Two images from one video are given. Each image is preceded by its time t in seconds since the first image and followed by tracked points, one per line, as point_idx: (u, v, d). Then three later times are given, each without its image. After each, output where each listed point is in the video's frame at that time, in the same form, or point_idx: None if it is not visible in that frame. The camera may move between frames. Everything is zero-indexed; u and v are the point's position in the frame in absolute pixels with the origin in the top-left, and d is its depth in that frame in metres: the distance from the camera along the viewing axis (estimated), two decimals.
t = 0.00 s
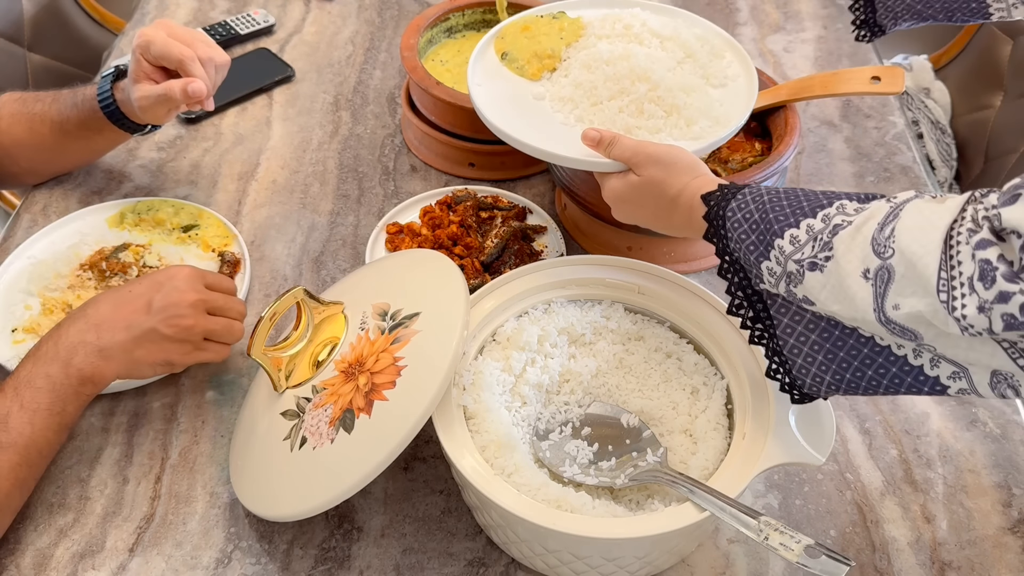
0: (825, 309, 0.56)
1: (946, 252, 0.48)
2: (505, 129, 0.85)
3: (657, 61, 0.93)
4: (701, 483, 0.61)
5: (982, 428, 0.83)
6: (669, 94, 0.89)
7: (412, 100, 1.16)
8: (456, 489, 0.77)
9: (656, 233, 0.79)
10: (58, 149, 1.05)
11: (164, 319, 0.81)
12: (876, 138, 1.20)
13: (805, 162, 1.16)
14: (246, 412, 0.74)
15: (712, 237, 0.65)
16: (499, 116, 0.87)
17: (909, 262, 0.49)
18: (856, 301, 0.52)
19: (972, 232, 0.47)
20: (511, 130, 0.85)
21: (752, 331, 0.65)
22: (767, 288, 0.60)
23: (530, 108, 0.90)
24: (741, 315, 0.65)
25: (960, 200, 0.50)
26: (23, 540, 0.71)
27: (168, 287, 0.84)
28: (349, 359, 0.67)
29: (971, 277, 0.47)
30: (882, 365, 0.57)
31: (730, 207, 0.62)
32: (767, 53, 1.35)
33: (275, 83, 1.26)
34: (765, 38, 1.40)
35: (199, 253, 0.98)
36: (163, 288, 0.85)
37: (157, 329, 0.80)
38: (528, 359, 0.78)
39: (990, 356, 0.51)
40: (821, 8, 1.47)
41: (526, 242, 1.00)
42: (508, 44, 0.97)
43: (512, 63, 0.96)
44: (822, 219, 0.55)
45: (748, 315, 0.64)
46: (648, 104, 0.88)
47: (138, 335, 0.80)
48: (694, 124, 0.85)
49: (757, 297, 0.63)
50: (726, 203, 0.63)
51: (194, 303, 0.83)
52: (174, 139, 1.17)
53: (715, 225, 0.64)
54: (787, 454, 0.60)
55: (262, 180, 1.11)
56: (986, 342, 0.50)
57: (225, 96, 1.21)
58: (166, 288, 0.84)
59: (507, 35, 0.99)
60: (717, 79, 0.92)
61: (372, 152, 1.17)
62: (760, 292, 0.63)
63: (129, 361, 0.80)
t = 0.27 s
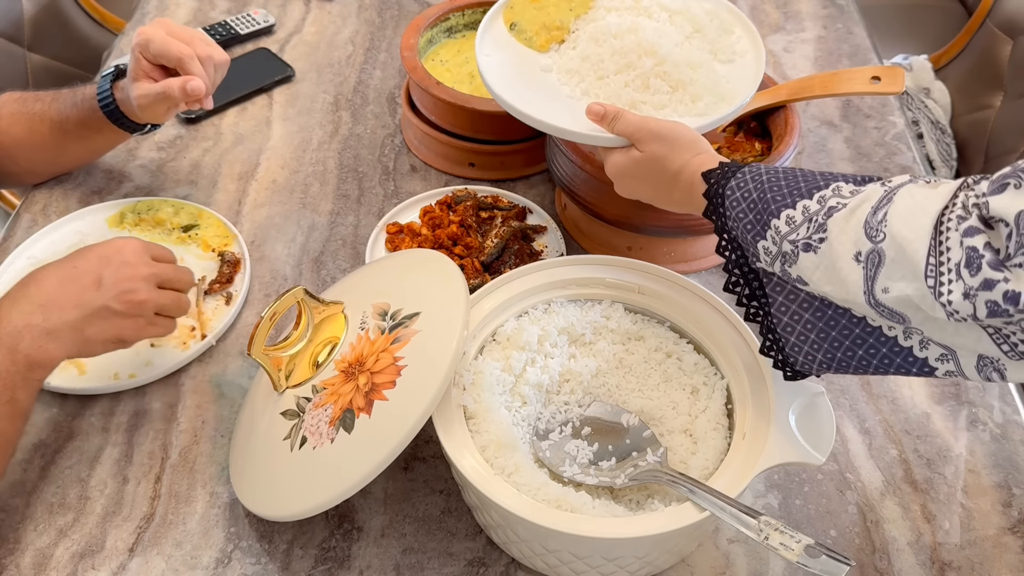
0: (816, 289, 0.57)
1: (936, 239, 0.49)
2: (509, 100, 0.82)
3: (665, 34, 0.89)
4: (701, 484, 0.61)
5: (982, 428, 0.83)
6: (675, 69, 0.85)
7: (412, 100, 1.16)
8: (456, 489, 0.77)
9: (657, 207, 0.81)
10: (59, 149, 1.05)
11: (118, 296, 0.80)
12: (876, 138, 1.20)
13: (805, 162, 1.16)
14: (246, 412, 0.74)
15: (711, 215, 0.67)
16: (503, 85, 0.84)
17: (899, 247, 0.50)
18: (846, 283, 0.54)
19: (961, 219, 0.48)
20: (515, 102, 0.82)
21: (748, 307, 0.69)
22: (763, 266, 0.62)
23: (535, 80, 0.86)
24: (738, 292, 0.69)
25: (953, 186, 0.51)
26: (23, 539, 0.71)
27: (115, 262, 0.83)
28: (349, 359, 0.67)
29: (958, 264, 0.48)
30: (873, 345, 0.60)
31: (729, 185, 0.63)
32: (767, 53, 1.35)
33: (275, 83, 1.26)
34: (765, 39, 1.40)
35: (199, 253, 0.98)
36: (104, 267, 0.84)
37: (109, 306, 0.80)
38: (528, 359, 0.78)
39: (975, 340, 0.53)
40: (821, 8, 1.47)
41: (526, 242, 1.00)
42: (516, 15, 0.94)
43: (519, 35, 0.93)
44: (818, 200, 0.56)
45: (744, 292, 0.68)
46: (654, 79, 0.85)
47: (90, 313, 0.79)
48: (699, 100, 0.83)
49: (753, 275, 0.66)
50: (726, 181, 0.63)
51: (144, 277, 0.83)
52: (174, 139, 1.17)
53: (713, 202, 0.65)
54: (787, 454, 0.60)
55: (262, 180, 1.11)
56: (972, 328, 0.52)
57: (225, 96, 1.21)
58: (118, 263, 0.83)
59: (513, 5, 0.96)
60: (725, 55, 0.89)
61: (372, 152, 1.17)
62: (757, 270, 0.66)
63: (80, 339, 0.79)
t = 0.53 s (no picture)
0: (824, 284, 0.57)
1: (947, 236, 0.49)
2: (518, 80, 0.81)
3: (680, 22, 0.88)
4: (701, 484, 0.61)
5: (982, 428, 0.83)
6: (688, 57, 0.83)
7: (412, 100, 1.16)
8: (456, 489, 0.77)
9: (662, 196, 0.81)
10: (58, 149, 1.05)
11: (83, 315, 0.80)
12: (876, 138, 1.20)
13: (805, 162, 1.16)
14: (246, 412, 0.74)
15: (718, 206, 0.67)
16: (513, 66, 0.83)
17: (909, 243, 0.50)
18: (854, 279, 0.54)
19: (972, 217, 0.48)
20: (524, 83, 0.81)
21: (751, 300, 0.70)
22: (769, 259, 0.62)
23: (546, 63, 0.86)
24: (743, 285, 0.69)
25: (964, 183, 0.51)
26: (23, 539, 0.71)
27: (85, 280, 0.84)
28: (349, 359, 0.67)
29: (968, 262, 0.47)
30: (877, 341, 0.60)
31: (738, 176, 0.64)
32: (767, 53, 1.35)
33: (275, 83, 1.26)
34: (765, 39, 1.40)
35: (199, 252, 0.98)
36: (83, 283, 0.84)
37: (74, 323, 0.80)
38: (528, 359, 0.78)
39: (983, 339, 0.52)
40: (821, 9, 1.47)
41: (526, 242, 1.00)
42: None
43: (532, 18, 0.92)
44: (828, 193, 0.56)
45: (749, 285, 0.69)
46: (665, 67, 0.84)
47: (50, 329, 0.79)
48: (710, 90, 0.82)
49: (759, 268, 0.67)
50: (734, 172, 0.64)
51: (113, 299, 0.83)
52: (174, 139, 1.17)
53: (722, 192, 0.66)
54: (787, 454, 0.60)
55: (262, 180, 1.11)
56: (982, 327, 0.52)
57: (225, 96, 1.21)
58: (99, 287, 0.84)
59: None
60: (738, 48, 0.87)
61: (372, 152, 1.17)
62: (762, 264, 0.66)
63: (41, 354, 0.79)
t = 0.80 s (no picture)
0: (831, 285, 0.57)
1: (958, 238, 0.48)
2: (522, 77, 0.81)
3: (686, 22, 0.88)
4: (702, 484, 0.61)
5: (982, 427, 0.83)
6: (693, 58, 0.84)
7: (412, 100, 1.16)
8: (456, 489, 0.77)
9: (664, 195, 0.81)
10: (58, 150, 1.05)
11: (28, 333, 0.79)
12: (876, 138, 1.20)
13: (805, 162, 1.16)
14: (246, 412, 0.74)
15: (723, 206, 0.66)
16: (517, 63, 0.83)
17: (919, 246, 0.50)
18: (862, 281, 0.54)
19: (984, 220, 0.47)
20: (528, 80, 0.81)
21: (755, 301, 0.69)
22: (774, 260, 0.62)
23: (551, 61, 0.86)
24: (747, 286, 0.68)
25: (975, 185, 0.50)
26: (23, 539, 0.71)
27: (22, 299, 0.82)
28: (349, 359, 0.67)
29: (980, 266, 0.47)
30: (883, 344, 0.60)
31: (744, 175, 0.63)
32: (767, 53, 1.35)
33: (275, 83, 1.26)
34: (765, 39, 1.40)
35: (199, 253, 0.98)
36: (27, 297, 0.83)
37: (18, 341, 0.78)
38: (528, 359, 0.78)
39: (992, 342, 0.53)
40: (821, 9, 1.47)
41: (526, 242, 1.00)
42: None
43: (537, 16, 0.92)
44: (835, 194, 0.56)
45: (752, 286, 0.68)
46: (671, 67, 0.84)
47: None
48: (715, 91, 0.82)
49: (763, 270, 0.66)
50: (740, 171, 0.64)
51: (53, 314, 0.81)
52: (174, 139, 1.17)
53: (727, 192, 0.65)
54: (788, 454, 0.60)
55: (262, 180, 1.11)
56: (992, 330, 0.53)
57: (225, 96, 1.21)
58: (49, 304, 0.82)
59: None
60: (743, 51, 0.88)
61: (372, 152, 1.17)
62: (767, 264, 0.65)
63: None
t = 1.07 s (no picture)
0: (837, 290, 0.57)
1: (968, 244, 0.48)
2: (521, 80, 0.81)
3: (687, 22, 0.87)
4: (702, 484, 0.61)
5: (982, 427, 0.83)
6: (694, 58, 0.83)
7: (412, 100, 1.16)
8: (456, 489, 0.77)
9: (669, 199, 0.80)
10: (58, 149, 1.05)
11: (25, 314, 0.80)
12: (876, 138, 1.20)
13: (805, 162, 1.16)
14: (246, 412, 0.74)
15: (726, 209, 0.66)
16: (515, 65, 0.83)
17: (928, 251, 0.49)
18: (870, 286, 0.53)
19: (995, 225, 0.47)
20: (528, 82, 0.81)
21: (759, 305, 0.68)
22: (779, 263, 0.62)
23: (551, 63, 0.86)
24: (750, 289, 0.68)
25: (985, 189, 0.49)
26: (24, 539, 0.71)
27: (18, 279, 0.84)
28: (349, 359, 0.67)
29: (991, 272, 0.47)
30: (888, 349, 0.60)
31: (748, 178, 0.63)
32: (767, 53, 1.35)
33: (275, 83, 1.26)
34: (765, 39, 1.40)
35: (198, 253, 0.98)
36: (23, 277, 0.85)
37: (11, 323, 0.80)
38: (528, 359, 0.78)
39: (1002, 350, 0.52)
40: (821, 9, 1.47)
41: (526, 242, 1.00)
42: None
43: (534, 19, 0.92)
44: (842, 198, 0.55)
45: (756, 289, 0.67)
46: (672, 67, 0.83)
47: None
48: (718, 92, 0.81)
49: (767, 273, 0.65)
50: (745, 173, 0.63)
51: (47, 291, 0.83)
52: (174, 139, 1.17)
53: (731, 195, 0.65)
54: (788, 454, 0.60)
55: (262, 180, 1.11)
56: (1001, 337, 0.52)
57: (225, 96, 1.21)
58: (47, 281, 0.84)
59: None
60: (744, 51, 0.87)
61: (372, 152, 1.17)
62: (770, 267, 0.65)
63: None
